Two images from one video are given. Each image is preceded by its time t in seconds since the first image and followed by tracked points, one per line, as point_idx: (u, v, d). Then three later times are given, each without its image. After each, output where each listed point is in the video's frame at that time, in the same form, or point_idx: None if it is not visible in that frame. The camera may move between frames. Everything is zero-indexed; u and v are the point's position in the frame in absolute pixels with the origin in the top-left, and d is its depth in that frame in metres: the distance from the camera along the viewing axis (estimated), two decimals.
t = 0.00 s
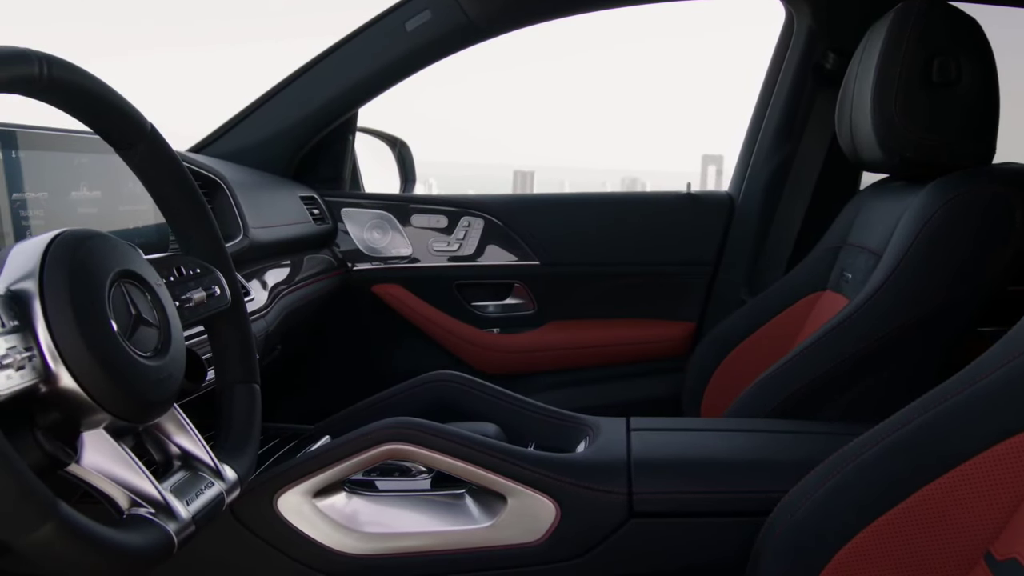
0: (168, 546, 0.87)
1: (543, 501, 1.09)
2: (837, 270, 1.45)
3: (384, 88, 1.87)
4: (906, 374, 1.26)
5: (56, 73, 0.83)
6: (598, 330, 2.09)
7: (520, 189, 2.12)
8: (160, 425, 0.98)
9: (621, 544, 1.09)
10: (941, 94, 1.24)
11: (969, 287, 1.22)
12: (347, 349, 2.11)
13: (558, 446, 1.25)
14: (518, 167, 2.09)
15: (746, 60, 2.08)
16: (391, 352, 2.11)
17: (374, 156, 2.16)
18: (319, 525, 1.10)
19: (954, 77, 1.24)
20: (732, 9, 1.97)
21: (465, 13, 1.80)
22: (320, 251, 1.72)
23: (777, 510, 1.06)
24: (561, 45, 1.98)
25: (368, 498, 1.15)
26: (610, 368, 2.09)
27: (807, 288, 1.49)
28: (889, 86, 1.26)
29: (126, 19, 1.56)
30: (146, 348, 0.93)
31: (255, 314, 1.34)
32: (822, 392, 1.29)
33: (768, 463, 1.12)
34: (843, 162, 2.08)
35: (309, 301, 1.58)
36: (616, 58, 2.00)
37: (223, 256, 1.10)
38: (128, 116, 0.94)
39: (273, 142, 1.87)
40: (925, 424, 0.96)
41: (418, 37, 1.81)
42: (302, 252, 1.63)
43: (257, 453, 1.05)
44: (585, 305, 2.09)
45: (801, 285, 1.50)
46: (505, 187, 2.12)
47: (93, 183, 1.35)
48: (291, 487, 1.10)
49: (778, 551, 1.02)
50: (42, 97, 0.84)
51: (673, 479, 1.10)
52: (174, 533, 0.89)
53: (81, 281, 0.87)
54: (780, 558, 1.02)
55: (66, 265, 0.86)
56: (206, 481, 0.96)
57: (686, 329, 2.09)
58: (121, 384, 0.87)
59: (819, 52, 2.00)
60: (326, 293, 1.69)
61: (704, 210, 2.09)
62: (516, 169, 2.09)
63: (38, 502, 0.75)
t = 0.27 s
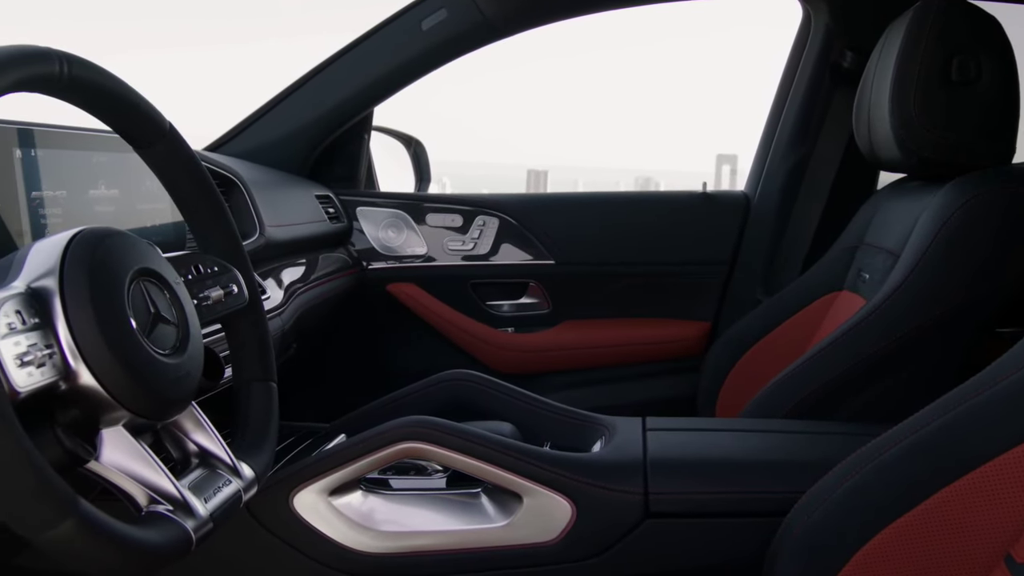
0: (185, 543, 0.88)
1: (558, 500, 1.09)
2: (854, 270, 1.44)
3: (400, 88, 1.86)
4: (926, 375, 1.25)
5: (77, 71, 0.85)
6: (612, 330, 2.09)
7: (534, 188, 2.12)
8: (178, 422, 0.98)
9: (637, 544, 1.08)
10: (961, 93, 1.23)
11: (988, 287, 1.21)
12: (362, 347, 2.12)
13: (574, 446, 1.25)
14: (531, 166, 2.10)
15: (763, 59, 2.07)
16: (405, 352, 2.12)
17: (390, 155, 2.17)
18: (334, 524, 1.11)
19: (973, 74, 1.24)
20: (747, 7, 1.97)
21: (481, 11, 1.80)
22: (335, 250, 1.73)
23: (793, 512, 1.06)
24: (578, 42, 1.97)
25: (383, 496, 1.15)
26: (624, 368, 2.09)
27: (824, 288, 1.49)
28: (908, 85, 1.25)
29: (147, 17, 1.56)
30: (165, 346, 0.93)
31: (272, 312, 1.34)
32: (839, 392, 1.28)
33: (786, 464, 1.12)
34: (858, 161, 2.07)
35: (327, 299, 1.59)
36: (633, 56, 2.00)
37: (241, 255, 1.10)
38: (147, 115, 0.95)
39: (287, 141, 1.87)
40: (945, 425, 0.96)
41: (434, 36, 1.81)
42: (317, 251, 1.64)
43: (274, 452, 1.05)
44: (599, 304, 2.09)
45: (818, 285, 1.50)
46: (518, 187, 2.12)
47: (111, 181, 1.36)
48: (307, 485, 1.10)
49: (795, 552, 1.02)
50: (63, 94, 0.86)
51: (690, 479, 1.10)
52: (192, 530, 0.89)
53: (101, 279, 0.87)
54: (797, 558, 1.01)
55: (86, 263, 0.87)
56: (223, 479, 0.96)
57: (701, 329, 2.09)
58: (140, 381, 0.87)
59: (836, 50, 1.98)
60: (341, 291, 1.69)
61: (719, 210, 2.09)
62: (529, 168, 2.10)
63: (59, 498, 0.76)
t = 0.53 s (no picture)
0: (203, 540, 0.88)
1: (574, 500, 1.09)
2: (871, 270, 1.44)
3: (415, 88, 1.87)
4: (945, 376, 1.25)
5: (96, 70, 0.86)
6: (627, 329, 2.08)
7: (547, 187, 2.11)
8: (197, 420, 0.99)
9: (654, 544, 1.08)
10: (981, 92, 1.23)
11: (1007, 288, 1.21)
12: (379, 347, 2.12)
13: (590, 445, 1.25)
14: (545, 164, 2.10)
15: (780, 59, 2.06)
16: (420, 351, 2.13)
17: (405, 155, 2.18)
18: (349, 522, 1.11)
19: (993, 74, 1.23)
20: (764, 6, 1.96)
21: (498, 11, 1.81)
22: (350, 249, 1.73)
23: (811, 513, 1.05)
24: (594, 41, 1.97)
25: (399, 495, 1.15)
26: (639, 368, 2.08)
27: (842, 288, 1.48)
28: (927, 84, 1.24)
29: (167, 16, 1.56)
30: (184, 344, 0.93)
31: (288, 310, 1.35)
32: (856, 393, 1.27)
33: (803, 464, 1.11)
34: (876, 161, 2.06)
35: (343, 297, 1.60)
36: (650, 56, 1.99)
37: (259, 252, 1.10)
38: (166, 113, 0.96)
39: (303, 140, 1.89)
40: (965, 425, 0.95)
41: (450, 35, 1.82)
42: (333, 250, 1.64)
43: (291, 451, 1.05)
44: (614, 304, 2.09)
45: (835, 285, 1.49)
46: (529, 185, 2.11)
47: (129, 180, 1.37)
48: (323, 484, 1.10)
49: (813, 554, 1.01)
50: (84, 94, 0.87)
51: (707, 479, 1.10)
52: (211, 527, 0.89)
53: (120, 276, 0.88)
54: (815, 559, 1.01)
55: (106, 261, 0.87)
56: (241, 477, 0.96)
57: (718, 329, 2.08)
58: (159, 378, 0.87)
59: (854, 49, 1.97)
60: (357, 291, 1.69)
61: (735, 209, 2.08)
62: (543, 167, 2.10)
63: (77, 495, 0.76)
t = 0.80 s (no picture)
0: (221, 538, 0.88)
1: (590, 499, 1.09)
2: (889, 270, 1.43)
3: (431, 87, 1.89)
4: (964, 377, 1.24)
5: (116, 69, 0.86)
6: (641, 329, 2.08)
7: (561, 187, 2.11)
8: (215, 418, 0.99)
9: (669, 545, 1.08)
10: (1001, 91, 1.22)
11: None
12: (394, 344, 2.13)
13: (607, 445, 1.25)
14: (559, 164, 2.09)
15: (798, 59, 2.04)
16: (434, 350, 2.13)
17: (422, 155, 2.20)
18: (365, 520, 1.11)
19: (1014, 73, 1.22)
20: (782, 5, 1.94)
21: (514, 10, 1.81)
22: (365, 247, 1.73)
23: (828, 514, 1.05)
24: (611, 41, 1.96)
25: (415, 493, 1.15)
26: (653, 367, 2.08)
27: (859, 288, 1.47)
28: (946, 83, 1.24)
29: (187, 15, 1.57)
30: (203, 342, 0.94)
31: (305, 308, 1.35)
32: (874, 394, 1.27)
33: (821, 466, 1.11)
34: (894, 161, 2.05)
35: (357, 295, 1.59)
36: (667, 56, 1.98)
37: (277, 251, 1.10)
38: (185, 112, 0.96)
39: (320, 138, 1.91)
40: (986, 427, 0.94)
41: (466, 35, 1.83)
42: (349, 248, 1.65)
43: (308, 449, 1.05)
44: (629, 304, 2.08)
45: (853, 285, 1.48)
46: (544, 185, 2.11)
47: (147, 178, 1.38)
48: (339, 482, 1.10)
49: (830, 555, 1.01)
50: (103, 93, 0.88)
51: (724, 479, 1.09)
52: (229, 524, 0.90)
53: (140, 274, 0.88)
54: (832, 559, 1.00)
55: (126, 259, 0.87)
56: (259, 474, 0.97)
57: (734, 330, 2.08)
58: (177, 376, 0.87)
59: (872, 48, 1.96)
60: (372, 289, 1.70)
61: (752, 209, 2.07)
62: (557, 166, 2.09)
63: (98, 492, 0.77)
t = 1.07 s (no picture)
0: (241, 535, 0.88)
1: (608, 499, 1.08)
2: (908, 270, 1.42)
3: (447, 85, 1.92)
4: (984, 378, 1.23)
5: (138, 67, 0.87)
6: (656, 328, 2.08)
7: (576, 186, 2.12)
8: (234, 415, 0.99)
9: (687, 545, 1.08)
10: None
11: None
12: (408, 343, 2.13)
13: (624, 444, 1.25)
14: (574, 163, 2.10)
15: (816, 59, 2.03)
16: (448, 349, 2.13)
17: (438, 153, 2.19)
18: (382, 519, 1.11)
19: None
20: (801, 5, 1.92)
21: (530, 9, 1.84)
22: (382, 246, 1.73)
23: (846, 516, 1.04)
24: (628, 40, 1.97)
25: (432, 492, 1.15)
26: (668, 368, 2.08)
27: (879, 288, 1.47)
28: (967, 81, 1.23)
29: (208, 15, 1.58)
30: (223, 340, 0.94)
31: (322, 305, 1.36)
32: (892, 395, 1.26)
33: (840, 466, 1.10)
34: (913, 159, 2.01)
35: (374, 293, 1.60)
36: (684, 57, 1.97)
37: (296, 249, 1.11)
38: (205, 111, 0.96)
39: (337, 135, 1.94)
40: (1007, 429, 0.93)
41: (482, 33, 1.86)
42: (365, 247, 1.65)
43: (326, 448, 1.05)
44: (645, 303, 2.08)
45: (872, 285, 1.48)
46: (558, 184, 2.12)
47: (165, 177, 1.38)
48: (355, 480, 1.10)
49: (849, 557, 1.00)
50: (125, 91, 0.88)
51: (742, 480, 1.09)
52: (248, 521, 0.90)
53: (160, 272, 0.88)
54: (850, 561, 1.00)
55: (147, 258, 0.88)
56: (278, 472, 0.97)
57: (750, 330, 2.07)
58: (197, 374, 0.88)
59: (891, 46, 1.93)
60: (389, 288, 1.70)
61: (768, 209, 2.06)
62: (572, 165, 2.10)
63: (120, 489, 0.77)
